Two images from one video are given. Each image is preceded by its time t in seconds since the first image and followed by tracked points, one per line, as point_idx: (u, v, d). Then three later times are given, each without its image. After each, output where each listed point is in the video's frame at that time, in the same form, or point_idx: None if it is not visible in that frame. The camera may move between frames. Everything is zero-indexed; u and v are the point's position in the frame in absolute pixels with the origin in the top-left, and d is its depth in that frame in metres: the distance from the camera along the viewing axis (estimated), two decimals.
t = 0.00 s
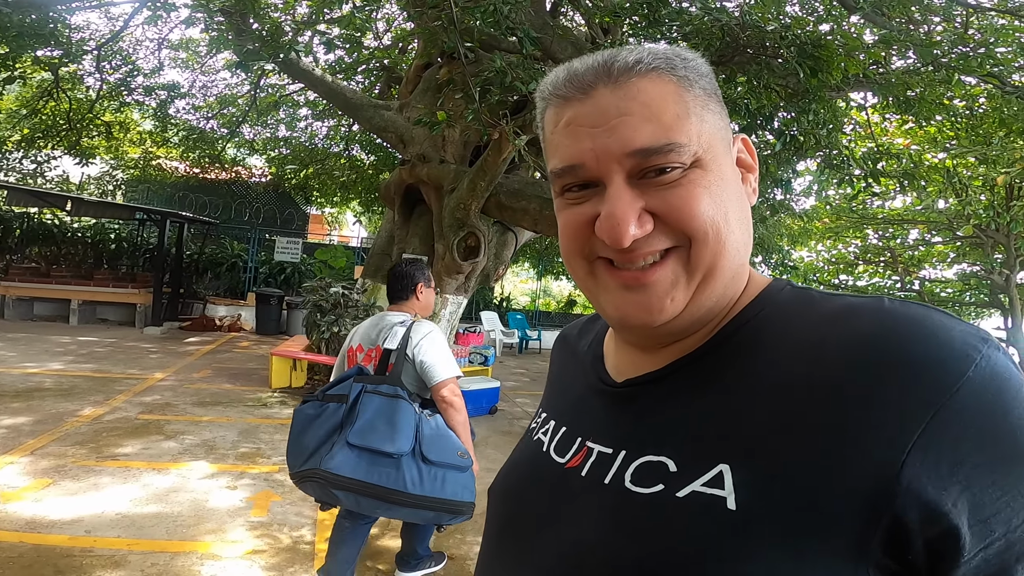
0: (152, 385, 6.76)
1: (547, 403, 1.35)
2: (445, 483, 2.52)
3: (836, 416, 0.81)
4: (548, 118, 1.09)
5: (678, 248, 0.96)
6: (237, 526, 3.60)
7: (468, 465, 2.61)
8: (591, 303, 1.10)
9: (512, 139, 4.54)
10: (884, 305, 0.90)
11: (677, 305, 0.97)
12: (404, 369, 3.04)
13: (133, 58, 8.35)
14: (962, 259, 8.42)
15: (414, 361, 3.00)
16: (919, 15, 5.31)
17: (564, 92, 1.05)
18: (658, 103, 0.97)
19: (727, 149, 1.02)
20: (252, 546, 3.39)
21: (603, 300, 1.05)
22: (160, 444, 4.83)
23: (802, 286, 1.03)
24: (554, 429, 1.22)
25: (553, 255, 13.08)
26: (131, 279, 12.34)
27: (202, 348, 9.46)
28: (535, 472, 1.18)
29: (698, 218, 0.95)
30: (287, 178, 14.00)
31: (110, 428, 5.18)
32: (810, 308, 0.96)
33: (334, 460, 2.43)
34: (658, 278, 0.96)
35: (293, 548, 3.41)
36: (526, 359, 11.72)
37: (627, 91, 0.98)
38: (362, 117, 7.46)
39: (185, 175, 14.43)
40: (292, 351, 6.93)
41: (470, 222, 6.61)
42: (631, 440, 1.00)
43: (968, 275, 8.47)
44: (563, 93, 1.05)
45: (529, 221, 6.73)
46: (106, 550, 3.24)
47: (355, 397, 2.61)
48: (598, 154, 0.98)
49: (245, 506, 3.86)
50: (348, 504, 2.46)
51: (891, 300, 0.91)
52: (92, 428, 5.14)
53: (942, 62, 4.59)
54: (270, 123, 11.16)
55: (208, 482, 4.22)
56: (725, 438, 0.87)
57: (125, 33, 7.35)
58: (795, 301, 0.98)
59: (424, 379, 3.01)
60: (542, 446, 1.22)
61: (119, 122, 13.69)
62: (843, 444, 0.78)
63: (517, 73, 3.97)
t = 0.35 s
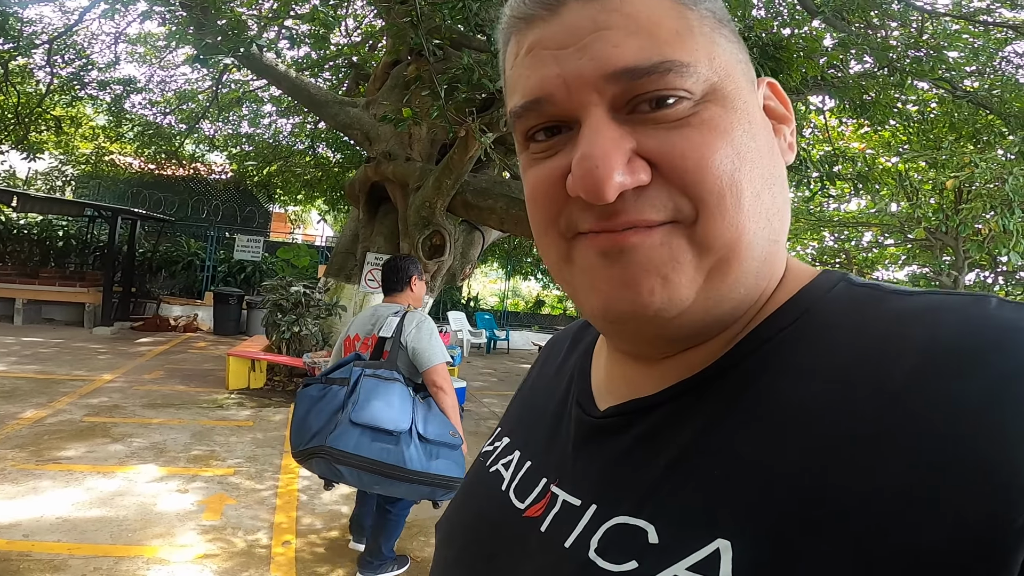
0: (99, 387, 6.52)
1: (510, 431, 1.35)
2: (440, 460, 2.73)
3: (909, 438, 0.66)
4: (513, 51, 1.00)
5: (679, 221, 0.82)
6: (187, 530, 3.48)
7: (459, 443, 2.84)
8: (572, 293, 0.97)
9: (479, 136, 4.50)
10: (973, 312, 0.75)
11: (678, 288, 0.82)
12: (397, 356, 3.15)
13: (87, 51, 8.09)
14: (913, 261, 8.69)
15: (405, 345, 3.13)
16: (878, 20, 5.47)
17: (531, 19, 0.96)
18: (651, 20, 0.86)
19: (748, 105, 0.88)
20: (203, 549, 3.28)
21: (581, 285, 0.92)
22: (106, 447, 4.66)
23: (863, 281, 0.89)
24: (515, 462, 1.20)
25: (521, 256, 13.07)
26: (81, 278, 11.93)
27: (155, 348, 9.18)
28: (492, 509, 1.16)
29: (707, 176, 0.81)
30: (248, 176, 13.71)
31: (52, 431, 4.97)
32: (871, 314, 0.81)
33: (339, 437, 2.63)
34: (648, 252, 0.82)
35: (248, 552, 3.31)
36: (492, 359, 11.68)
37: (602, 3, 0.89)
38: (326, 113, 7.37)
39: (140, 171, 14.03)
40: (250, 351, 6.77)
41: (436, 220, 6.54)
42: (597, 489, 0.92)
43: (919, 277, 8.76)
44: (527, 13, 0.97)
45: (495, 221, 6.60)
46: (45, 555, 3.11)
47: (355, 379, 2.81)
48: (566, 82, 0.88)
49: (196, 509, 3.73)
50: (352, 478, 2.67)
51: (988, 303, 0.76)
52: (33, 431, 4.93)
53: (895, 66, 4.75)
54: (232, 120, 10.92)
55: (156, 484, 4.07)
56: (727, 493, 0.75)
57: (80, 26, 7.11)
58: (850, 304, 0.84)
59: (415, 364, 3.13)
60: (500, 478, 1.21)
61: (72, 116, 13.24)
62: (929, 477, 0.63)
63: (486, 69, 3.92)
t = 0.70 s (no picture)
0: (49, 391, 6.28)
1: (434, 470, 1.30)
2: (415, 440, 2.96)
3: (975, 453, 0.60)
4: None
5: (682, 204, 0.72)
6: (141, 537, 3.36)
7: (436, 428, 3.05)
8: (516, 299, 0.86)
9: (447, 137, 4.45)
10: None
11: (675, 281, 0.71)
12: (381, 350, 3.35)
13: (41, 47, 7.81)
14: (868, 261, 8.91)
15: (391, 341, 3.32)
16: (838, 25, 5.63)
17: None
18: None
19: (756, 66, 0.80)
20: (158, 556, 3.17)
21: (533, 281, 0.80)
22: (55, 453, 4.48)
23: (881, 290, 0.82)
24: (440, 511, 1.16)
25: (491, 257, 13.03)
26: (30, 279, 11.50)
27: (110, 352, 8.88)
28: (415, 566, 1.11)
29: (704, 143, 0.72)
30: (210, 174, 13.40)
31: None
32: (912, 325, 0.74)
33: (324, 417, 2.90)
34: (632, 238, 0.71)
35: (206, 558, 3.21)
36: (461, 360, 11.61)
37: None
38: (291, 112, 7.15)
39: (95, 169, 13.60)
40: (209, 354, 6.60)
41: (403, 221, 6.47)
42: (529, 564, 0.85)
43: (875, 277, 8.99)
44: None
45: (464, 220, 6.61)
46: None
47: (342, 369, 3.12)
48: (517, 11, 0.78)
49: (151, 515, 3.61)
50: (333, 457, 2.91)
51: None
52: None
53: (856, 70, 4.89)
54: (193, 118, 10.64)
55: (108, 491, 3.93)
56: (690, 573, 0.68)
57: (34, 21, 6.87)
58: (870, 312, 0.77)
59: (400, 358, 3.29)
60: (425, 527, 1.16)
61: (24, 113, 12.78)
62: (970, 470, 0.59)
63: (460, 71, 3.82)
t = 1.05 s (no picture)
0: (6, 398, 6.06)
1: (417, 478, 1.32)
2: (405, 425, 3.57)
3: (904, 481, 0.76)
4: (469, 29, 0.94)
5: (680, 268, 0.83)
6: (116, 545, 3.29)
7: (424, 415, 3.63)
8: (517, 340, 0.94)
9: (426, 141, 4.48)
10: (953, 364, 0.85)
11: (670, 340, 0.82)
12: (383, 346, 3.85)
13: None
14: (828, 264, 9.14)
15: (388, 338, 3.85)
16: (806, 32, 5.79)
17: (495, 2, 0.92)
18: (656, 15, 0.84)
19: (747, 136, 0.90)
20: (136, 564, 3.12)
21: (541, 330, 0.89)
22: (18, 461, 4.34)
23: (814, 321, 0.98)
24: (433, 519, 1.19)
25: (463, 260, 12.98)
26: None
27: (68, 357, 8.60)
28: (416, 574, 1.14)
29: (708, 219, 0.82)
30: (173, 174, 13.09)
31: None
32: (848, 358, 0.90)
33: (328, 409, 3.55)
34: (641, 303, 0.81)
35: (185, 565, 3.17)
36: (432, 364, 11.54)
37: None
38: (263, 113, 7.06)
39: (50, 168, 13.18)
40: (176, 358, 6.46)
41: (379, 224, 6.46)
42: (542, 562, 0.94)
43: (835, 280, 9.17)
44: None
45: (440, 224, 6.52)
46: None
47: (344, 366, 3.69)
48: (550, 77, 0.84)
49: (124, 523, 3.54)
50: (337, 441, 3.56)
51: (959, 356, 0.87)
52: None
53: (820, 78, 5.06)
54: (157, 117, 10.36)
55: (77, 498, 3.82)
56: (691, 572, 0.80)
57: None
58: (817, 347, 0.93)
59: (397, 352, 3.83)
60: (420, 536, 1.19)
61: None
62: (913, 491, 0.75)
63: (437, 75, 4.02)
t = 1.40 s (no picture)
0: None
1: (459, 450, 1.38)
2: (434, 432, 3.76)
3: (837, 444, 0.90)
4: (525, 82, 1.11)
5: (678, 269, 1.00)
6: (101, 548, 3.26)
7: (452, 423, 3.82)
8: (556, 323, 1.11)
9: (411, 142, 4.80)
10: (884, 346, 1.00)
11: (673, 327, 1.00)
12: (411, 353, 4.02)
13: None
14: (796, 266, 9.34)
15: (415, 348, 3.98)
16: (778, 38, 5.95)
17: (545, 63, 1.09)
18: (666, 77, 1.03)
19: (730, 162, 1.07)
20: (124, 567, 3.10)
21: (577, 320, 1.06)
22: None
23: (785, 318, 1.11)
24: (478, 483, 1.25)
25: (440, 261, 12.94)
26: None
27: (34, 358, 8.37)
28: (463, 535, 1.20)
29: (705, 241, 1.00)
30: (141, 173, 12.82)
31: None
32: (807, 348, 1.03)
33: (365, 412, 3.69)
34: (657, 297, 0.99)
35: (174, 568, 3.16)
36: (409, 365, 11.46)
37: (626, 49, 1.04)
38: (242, 111, 7.10)
39: (12, 165, 12.82)
40: (149, 360, 6.36)
41: (361, 226, 6.41)
42: (590, 508, 1.03)
43: (803, 281, 9.36)
44: (551, 46, 1.10)
45: (423, 225, 6.53)
46: None
47: (378, 369, 3.84)
48: (589, 124, 1.01)
49: (108, 526, 3.50)
50: (371, 443, 3.72)
51: (894, 340, 1.01)
52: None
53: (790, 85, 5.23)
54: (126, 113, 10.15)
55: (56, 502, 3.77)
56: (700, 519, 0.92)
57: None
58: (784, 340, 1.06)
59: (424, 361, 3.96)
60: (465, 500, 1.25)
61: None
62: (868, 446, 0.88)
63: (420, 77, 4.38)
